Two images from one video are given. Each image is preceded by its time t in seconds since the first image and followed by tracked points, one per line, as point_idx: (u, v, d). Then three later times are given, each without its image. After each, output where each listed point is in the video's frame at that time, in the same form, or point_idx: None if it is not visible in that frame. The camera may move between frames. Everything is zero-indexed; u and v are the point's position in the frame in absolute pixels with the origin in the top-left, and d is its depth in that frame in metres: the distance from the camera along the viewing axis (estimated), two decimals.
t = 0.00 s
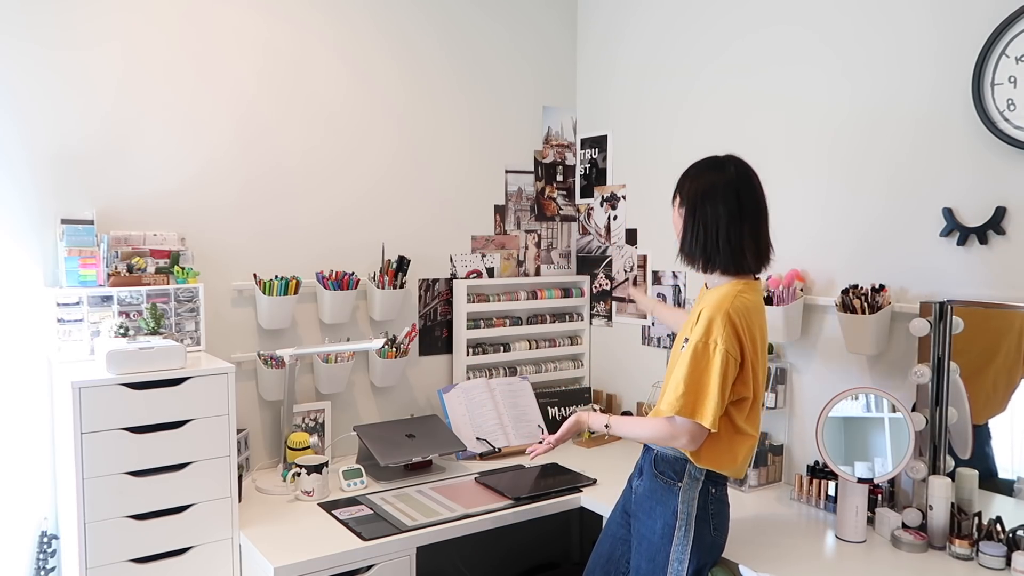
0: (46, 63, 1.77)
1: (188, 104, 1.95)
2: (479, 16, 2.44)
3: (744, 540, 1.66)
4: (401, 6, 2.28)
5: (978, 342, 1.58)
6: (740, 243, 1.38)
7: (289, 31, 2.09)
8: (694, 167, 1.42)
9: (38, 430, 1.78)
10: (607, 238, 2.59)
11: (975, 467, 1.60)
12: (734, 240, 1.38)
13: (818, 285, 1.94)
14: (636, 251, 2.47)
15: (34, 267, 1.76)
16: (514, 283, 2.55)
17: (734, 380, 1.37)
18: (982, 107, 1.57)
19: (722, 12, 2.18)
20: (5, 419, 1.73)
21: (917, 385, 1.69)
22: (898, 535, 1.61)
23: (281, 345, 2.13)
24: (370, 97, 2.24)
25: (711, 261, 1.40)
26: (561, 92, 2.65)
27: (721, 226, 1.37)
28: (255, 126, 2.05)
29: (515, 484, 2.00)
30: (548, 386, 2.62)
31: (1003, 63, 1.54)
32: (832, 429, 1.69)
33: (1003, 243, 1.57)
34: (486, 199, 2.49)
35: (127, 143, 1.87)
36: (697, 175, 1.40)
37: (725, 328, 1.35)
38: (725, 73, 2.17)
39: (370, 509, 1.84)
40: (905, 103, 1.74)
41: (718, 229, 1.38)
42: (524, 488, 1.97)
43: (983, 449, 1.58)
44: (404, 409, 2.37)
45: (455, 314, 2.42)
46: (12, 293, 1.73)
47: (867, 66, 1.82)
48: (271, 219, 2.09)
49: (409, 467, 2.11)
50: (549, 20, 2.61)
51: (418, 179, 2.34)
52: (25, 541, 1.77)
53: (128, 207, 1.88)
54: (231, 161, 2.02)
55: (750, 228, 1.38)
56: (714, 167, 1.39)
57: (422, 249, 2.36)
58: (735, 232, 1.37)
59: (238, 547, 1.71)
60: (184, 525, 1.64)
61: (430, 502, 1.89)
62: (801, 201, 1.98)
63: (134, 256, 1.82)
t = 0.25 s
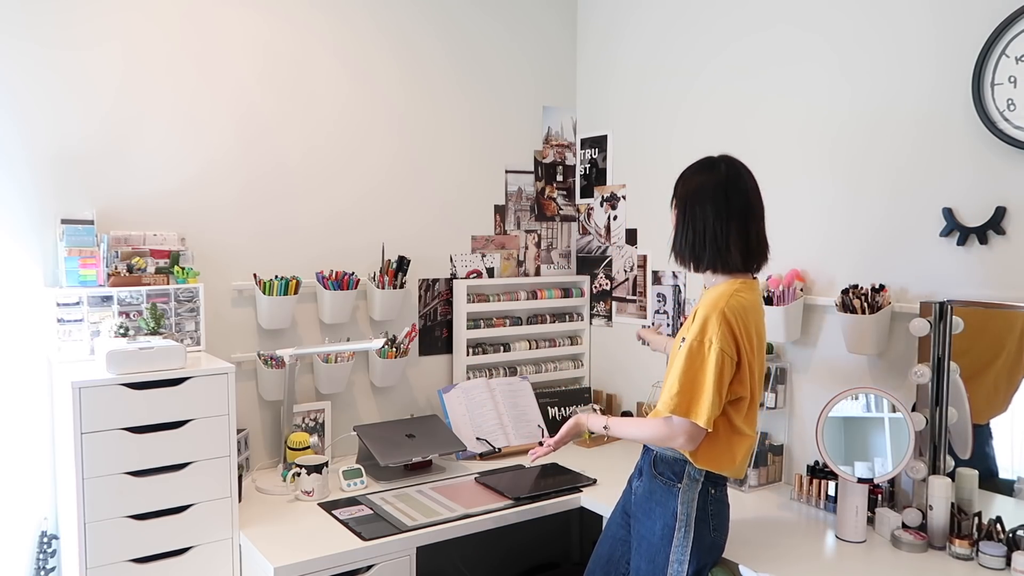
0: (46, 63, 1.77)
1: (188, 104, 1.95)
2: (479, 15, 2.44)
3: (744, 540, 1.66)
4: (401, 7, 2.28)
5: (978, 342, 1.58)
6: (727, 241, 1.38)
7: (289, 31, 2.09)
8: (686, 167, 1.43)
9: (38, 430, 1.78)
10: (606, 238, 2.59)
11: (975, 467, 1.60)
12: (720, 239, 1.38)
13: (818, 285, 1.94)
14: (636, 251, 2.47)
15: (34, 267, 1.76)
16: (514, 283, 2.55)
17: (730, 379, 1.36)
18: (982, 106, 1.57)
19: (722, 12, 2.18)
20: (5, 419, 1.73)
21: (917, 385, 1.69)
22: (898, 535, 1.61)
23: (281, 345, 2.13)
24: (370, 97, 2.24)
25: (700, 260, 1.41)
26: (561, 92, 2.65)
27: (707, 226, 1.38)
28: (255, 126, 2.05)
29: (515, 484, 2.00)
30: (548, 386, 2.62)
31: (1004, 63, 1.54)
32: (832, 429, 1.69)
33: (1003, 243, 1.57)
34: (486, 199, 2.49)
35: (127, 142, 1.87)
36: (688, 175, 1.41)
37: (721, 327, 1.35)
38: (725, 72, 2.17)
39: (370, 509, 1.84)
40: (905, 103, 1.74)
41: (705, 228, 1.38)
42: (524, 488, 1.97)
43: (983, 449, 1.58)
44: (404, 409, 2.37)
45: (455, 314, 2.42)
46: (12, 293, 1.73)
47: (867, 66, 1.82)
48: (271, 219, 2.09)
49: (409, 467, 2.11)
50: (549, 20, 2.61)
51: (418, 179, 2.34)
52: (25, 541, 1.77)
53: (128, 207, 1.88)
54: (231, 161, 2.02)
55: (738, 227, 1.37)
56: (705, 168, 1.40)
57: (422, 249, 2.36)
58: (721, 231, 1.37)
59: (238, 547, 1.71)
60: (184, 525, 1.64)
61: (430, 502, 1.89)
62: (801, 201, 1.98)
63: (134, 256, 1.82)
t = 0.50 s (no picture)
0: (46, 63, 1.77)
1: (188, 103, 1.95)
2: (479, 15, 2.44)
3: (744, 540, 1.66)
4: (401, 7, 2.28)
5: (978, 342, 1.58)
6: (735, 241, 1.38)
7: (289, 31, 2.09)
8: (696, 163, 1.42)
9: (38, 430, 1.78)
10: (606, 238, 2.59)
11: (975, 467, 1.60)
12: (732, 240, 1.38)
13: (818, 285, 1.94)
14: (636, 251, 2.47)
15: (34, 267, 1.76)
16: (514, 283, 2.55)
17: (729, 381, 1.36)
18: (982, 107, 1.57)
19: (722, 12, 2.18)
20: (5, 419, 1.73)
21: (917, 385, 1.69)
22: (898, 535, 1.61)
23: (281, 345, 2.13)
24: (370, 98, 2.24)
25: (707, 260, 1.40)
26: (561, 92, 2.65)
27: (716, 224, 1.38)
28: (255, 126, 2.05)
29: (515, 484, 2.00)
30: (547, 386, 2.62)
31: (1004, 62, 1.54)
32: (832, 429, 1.69)
33: (1003, 244, 1.57)
34: (486, 199, 2.49)
35: (127, 142, 1.87)
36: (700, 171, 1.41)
37: (724, 328, 1.35)
38: (725, 72, 2.17)
39: (370, 509, 1.84)
40: (905, 103, 1.75)
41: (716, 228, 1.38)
42: (524, 488, 1.97)
43: (983, 449, 1.58)
44: (404, 409, 2.37)
45: (455, 314, 2.42)
46: (12, 293, 1.73)
47: (867, 66, 1.82)
48: (271, 219, 2.09)
49: (409, 467, 2.11)
50: (549, 20, 2.61)
51: (417, 179, 2.34)
52: (24, 541, 1.77)
53: (128, 207, 1.88)
54: (231, 160, 2.02)
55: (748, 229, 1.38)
56: (718, 165, 1.39)
57: (422, 249, 2.36)
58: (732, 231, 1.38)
59: (238, 547, 1.71)
60: (184, 525, 1.64)
61: (430, 502, 1.89)
62: (801, 201, 1.98)
63: (134, 256, 1.82)
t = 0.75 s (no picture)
0: (46, 63, 1.77)
1: (188, 103, 1.95)
2: (479, 16, 2.44)
3: (744, 540, 1.66)
4: (400, 7, 2.28)
5: (978, 341, 1.58)
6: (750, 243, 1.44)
7: (289, 32, 2.09)
8: (721, 162, 1.43)
9: (38, 430, 1.78)
10: (607, 238, 2.59)
11: (975, 467, 1.59)
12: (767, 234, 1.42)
13: (818, 285, 1.94)
14: (636, 251, 2.47)
15: (34, 267, 1.76)
16: (514, 283, 2.55)
17: (740, 371, 1.37)
18: (982, 107, 1.57)
19: (722, 12, 2.18)
20: (5, 418, 1.73)
21: (917, 385, 1.69)
22: (898, 535, 1.61)
23: (281, 345, 2.13)
24: (370, 98, 2.24)
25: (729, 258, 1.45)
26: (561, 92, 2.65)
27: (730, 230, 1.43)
28: (255, 126, 2.05)
29: (515, 484, 2.00)
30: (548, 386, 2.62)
31: (1003, 63, 1.54)
32: (832, 428, 1.69)
33: (1003, 244, 1.57)
34: (486, 199, 2.49)
35: (127, 142, 1.87)
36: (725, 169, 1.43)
37: (744, 319, 1.35)
38: (725, 73, 2.17)
39: (370, 509, 1.84)
40: (905, 103, 1.74)
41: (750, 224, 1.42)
42: (524, 488, 1.97)
43: (983, 449, 1.58)
44: (404, 409, 2.37)
45: (455, 314, 2.42)
46: (12, 293, 1.73)
47: (867, 66, 1.82)
48: (271, 219, 2.09)
49: (409, 467, 2.11)
50: (549, 20, 2.61)
51: (417, 179, 2.34)
52: (25, 541, 1.77)
53: (128, 207, 1.88)
54: (231, 161, 2.02)
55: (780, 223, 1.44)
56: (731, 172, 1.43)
57: (422, 249, 2.36)
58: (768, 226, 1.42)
59: (238, 547, 1.71)
60: (185, 525, 1.64)
61: (430, 502, 1.89)
62: (801, 201, 1.98)
63: (134, 256, 1.82)
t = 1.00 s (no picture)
0: (47, 63, 1.77)
1: (189, 103, 1.95)
2: (479, 16, 2.44)
3: (745, 540, 1.66)
4: (400, 7, 2.28)
5: (977, 342, 1.58)
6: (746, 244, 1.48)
7: (289, 31, 2.09)
8: (727, 163, 1.46)
9: (38, 429, 1.78)
10: (606, 238, 2.59)
11: (975, 467, 1.59)
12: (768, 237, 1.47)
13: (818, 285, 1.94)
14: (636, 251, 2.47)
15: (34, 267, 1.76)
16: (514, 283, 2.55)
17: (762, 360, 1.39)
18: (982, 107, 1.57)
19: (722, 12, 2.18)
20: (5, 418, 1.73)
21: (917, 385, 1.69)
22: (898, 535, 1.61)
23: (281, 345, 2.13)
24: (370, 98, 2.24)
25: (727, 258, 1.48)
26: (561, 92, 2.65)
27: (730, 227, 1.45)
28: (255, 126, 2.05)
29: (515, 484, 2.00)
30: (548, 386, 2.62)
31: (1004, 63, 1.54)
32: (832, 428, 1.69)
33: (1003, 244, 1.57)
34: (486, 199, 2.49)
35: (127, 142, 1.87)
36: (738, 168, 1.46)
37: (764, 313, 1.37)
38: (725, 73, 2.17)
39: (370, 509, 1.84)
40: (905, 103, 1.74)
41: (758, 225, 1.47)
42: (524, 488, 1.96)
43: (983, 449, 1.58)
44: (404, 409, 2.37)
45: (455, 314, 2.42)
46: (12, 293, 1.73)
47: (867, 66, 1.82)
48: (271, 219, 2.09)
49: (409, 467, 2.11)
50: (549, 20, 2.61)
51: (417, 179, 2.34)
52: (25, 541, 1.77)
53: (128, 207, 1.88)
54: (231, 160, 2.02)
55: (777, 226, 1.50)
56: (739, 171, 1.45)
57: (422, 248, 2.36)
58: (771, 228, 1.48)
59: (238, 547, 1.71)
60: (185, 525, 1.64)
61: (430, 502, 1.89)
62: (801, 201, 1.98)
63: (134, 256, 1.82)
